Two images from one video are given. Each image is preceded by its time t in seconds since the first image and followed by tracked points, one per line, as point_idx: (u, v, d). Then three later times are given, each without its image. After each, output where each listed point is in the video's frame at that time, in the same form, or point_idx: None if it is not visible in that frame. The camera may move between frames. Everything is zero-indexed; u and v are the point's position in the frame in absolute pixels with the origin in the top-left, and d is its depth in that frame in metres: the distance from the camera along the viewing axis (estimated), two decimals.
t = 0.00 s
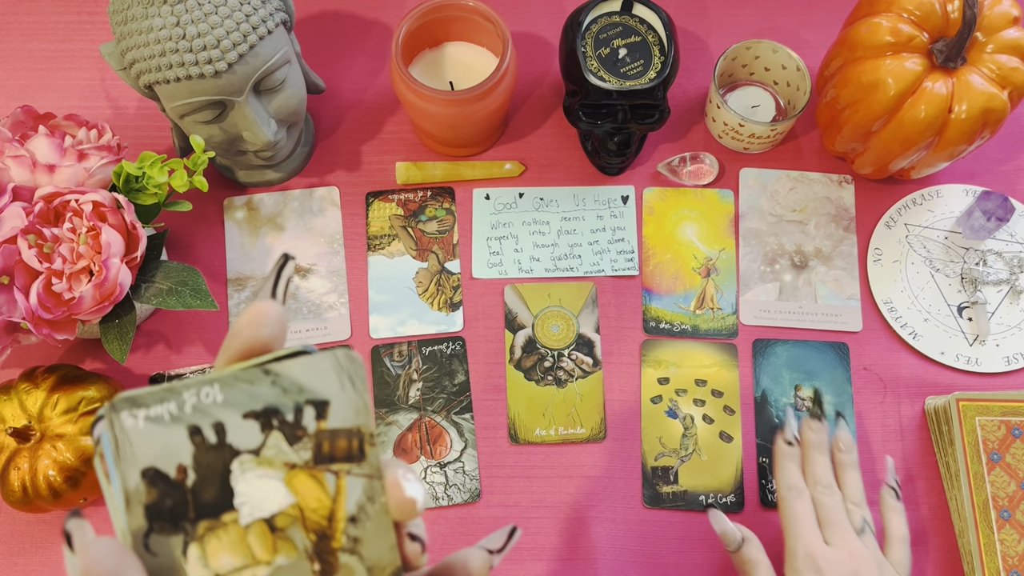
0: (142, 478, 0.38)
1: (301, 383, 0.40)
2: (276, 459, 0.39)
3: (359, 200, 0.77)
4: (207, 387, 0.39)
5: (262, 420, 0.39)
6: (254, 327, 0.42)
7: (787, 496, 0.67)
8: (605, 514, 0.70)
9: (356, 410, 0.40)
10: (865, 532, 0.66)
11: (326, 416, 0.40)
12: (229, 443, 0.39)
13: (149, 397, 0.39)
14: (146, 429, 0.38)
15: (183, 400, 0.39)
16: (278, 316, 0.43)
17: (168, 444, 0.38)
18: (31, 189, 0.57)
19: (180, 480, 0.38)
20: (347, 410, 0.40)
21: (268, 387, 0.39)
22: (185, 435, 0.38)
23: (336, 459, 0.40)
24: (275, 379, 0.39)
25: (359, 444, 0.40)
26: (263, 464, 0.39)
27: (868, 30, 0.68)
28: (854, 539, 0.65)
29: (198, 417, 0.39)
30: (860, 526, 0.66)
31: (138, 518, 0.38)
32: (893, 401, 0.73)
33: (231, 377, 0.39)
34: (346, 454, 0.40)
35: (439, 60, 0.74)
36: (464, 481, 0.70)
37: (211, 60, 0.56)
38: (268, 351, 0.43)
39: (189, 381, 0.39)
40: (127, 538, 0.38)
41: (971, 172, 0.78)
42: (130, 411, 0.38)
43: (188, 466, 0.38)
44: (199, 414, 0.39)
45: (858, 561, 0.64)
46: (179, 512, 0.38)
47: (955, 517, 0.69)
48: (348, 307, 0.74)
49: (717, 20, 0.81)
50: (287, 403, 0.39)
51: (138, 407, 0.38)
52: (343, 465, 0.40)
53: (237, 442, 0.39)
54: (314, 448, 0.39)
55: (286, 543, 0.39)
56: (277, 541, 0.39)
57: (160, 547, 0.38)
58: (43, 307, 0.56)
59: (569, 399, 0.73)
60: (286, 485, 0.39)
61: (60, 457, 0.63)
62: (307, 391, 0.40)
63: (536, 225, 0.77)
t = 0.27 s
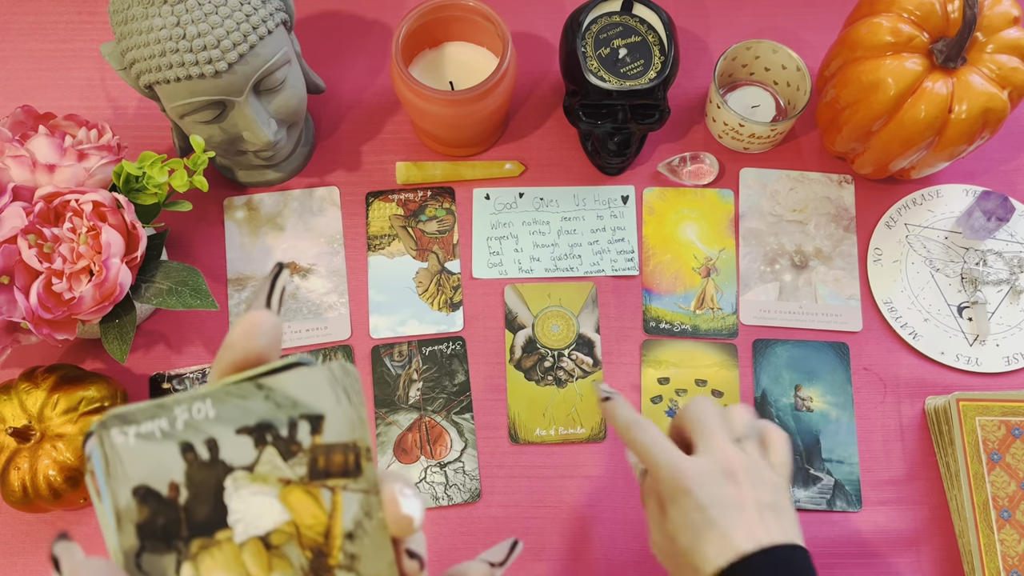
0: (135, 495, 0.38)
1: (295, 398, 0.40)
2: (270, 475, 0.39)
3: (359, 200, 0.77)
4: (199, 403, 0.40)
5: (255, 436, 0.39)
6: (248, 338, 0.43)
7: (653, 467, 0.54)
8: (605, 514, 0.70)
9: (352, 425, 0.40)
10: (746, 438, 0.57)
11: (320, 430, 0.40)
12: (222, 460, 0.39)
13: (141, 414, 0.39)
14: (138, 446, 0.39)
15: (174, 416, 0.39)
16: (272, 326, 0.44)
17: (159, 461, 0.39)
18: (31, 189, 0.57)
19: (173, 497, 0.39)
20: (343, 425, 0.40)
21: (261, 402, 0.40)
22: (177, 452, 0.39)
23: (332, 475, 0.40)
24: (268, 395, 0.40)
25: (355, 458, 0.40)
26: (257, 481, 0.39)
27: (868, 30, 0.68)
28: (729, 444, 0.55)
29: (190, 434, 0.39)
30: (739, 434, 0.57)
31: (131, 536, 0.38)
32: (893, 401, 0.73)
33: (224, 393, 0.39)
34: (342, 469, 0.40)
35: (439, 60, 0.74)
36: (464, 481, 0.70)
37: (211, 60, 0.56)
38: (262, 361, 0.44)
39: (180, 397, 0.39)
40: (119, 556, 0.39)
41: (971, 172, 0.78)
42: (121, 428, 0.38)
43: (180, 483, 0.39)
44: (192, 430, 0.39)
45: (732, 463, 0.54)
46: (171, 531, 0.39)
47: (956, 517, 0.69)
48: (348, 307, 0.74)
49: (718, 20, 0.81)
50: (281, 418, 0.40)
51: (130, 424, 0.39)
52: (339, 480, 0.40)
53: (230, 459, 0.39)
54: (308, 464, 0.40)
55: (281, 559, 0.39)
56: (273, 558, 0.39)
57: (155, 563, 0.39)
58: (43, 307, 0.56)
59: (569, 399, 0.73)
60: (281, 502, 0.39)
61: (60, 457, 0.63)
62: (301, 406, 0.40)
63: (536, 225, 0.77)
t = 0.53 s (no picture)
0: (90, 532, 0.36)
1: (257, 427, 0.37)
2: (232, 505, 0.37)
3: (359, 200, 0.77)
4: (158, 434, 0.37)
5: (216, 466, 0.37)
6: (209, 362, 0.41)
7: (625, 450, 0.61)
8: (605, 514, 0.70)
9: (316, 452, 0.38)
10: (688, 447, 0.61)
11: (284, 458, 0.38)
12: (182, 491, 0.37)
13: (95, 447, 0.36)
14: (94, 481, 0.36)
15: (131, 448, 0.37)
16: (234, 349, 0.42)
17: (117, 496, 0.36)
18: (31, 189, 0.57)
19: (131, 533, 0.36)
20: (306, 452, 0.38)
21: (222, 431, 0.37)
22: (134, 485, 0.36)
23: (296, 503, 0.38)
24: (228, 423, 0.37)
25: (319, 486, 0.38)
26: (219, 512, 0.37)
27: (868, 30, 0.68)
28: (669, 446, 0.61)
29: (149, 466, 0.37)
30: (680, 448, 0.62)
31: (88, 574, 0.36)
32: (893, 401, 0.73)
33: (182, 422, 0.37)
34: (307, 497, 0.38)
35: (439, 60, 0.74)
36: (464, 481, 0.70)
37: (211, 60, 0.56)
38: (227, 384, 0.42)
39: (136, 428, 0.37)
40: None
41: (971, 172, 0.78)
42: (76, 463, 0.36)
43: (138, 517, 0.36)
44: (149, 462, 0.37)
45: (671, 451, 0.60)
46: (129, 568, 0.36)
47: (956, 517, 0.68)
48: (348, 307, 0.74)
49: (718, 20, 0.81)
50: (242, 447, 0.37)
51: (84, 458, 0.36)
52: (304, 509, 0.38)
53: (190, 490, 0.37)
54: (272, 493, 0.37)
55: None
56: None
57: None
58: (43, 307, 0.56)
59: (569, 399, 0.73)
60: (244, 533, 0.37)
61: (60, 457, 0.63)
62: (263, 434, 0.37)
63: (536, 225, 0.77)
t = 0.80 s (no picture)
0: (90, 496, 0.34)
1: (248, 399, 0.37)
2: (224, 472, 0.35)
3: (359, 200, 0.77)
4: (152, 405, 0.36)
5: (207, 435, 0.36)
6: (208, 347, 0.42)
7: (773, 378, 0.51)
8: (605, 514, 0.70)
9: (304, 422, 0.38)
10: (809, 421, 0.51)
11: (272, 428, 0.37)
12: (176, 460, 0.35)
13: (94, 416, 0.35)
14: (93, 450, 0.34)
15: (128, 417, 0.35)
16: (231, 335, 0.43)
17: (111, 463, 0.34)
18: (31, 189, 0.57)
19: (128, 499, 0.34)
20: (295, 421, 0.38)
21: (211, 402, 0.37)
22: (130, 453, 0.35)
23: (284, 471, 0.36)
24: (218, 394, 0.37)
25: (306, 456, 0.37)
26: (211, 479, 0.35)
27: (868, 30, 0.68)
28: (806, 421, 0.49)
29: (144, 434, 0.35)
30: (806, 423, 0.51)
31: (88, 541, 0.33)
32: (893, 402, 0.73)
33: (178, 393, 0.36)
34: (295, 466, 0.37)
35: (439, 60, 0.74)
36: (464, 481, 0.70)
37: (211, 60, 0.56)
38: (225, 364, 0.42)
39: (133, 399, 0.36)
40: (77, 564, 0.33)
41: (970, 172, 0.78)
42: (78, 432, 0.34)
43: (135, 484, 0.34)
44: (145, 431, 0.35)
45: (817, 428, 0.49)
46: (128, 531, 0.34)
47: (955, 517, 0.69)
48: (348, 307, 0.74)
49: (717, 20, 0.81)
50: (231, 418, 0.36)
51: (85, 427, 0.35)
52: (291, 476, 0.36)
53: (183, 458, 0.35)
54: (260, 462, 0.36)
55: (239, 559, 0.34)
56: (231, 556, 0.34)
57: (110, 569, 0.33)
58: (43, 307, 0.57)
59: (569, 399, 0.73)
60: (235, 499, 0.35)
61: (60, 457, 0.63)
62: (250, 406, 0.37)
63: (536, 225, 0.77)
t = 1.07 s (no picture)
0: (349, 424, 0.37)
1: (488, 351, 0.39)
2: (465, 415, 0.36)
3: (359, 200, 0.77)
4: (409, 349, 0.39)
5: (453, 380, 0.37)
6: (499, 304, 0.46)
7: (904, 471, 0.48)
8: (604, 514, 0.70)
9: (536, 379, 0.38)
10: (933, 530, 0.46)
11: (509, 381, 0.38)
12: (423, 399, 0.37)
13: (362, 352, 0.39)
14: (358, 380, 0.38)
15: (390, 356, 0.39)
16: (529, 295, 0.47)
17: (368, 395, 0.37)
18: (31, 189, 0.57)
19: (379, 429, 0.36)
20: (528, 378, 0.38)
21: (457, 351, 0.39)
22: (386, 389, 0.37)
23: (516, 423, 0.37)
24: (466, 345, 0.39)
25: (538, 410, 0.37)
26: (451, 420, 0.36)
27: (868, 30, 0.68)
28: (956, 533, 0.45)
29: (400, 373, 0.38)
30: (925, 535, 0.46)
31: (343, 460, 0.36)
32: (893, 402, 0.73)
33: (429, 341, 0.40)
34: (524, 419, 0.37)
35: (439, 60, 0.74)
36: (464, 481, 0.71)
37: (211, 60, 0.56)
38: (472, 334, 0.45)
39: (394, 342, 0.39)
40: (332, 479, 0.36)
41: (971, 172, 0.78)
42: (346, 364, 0.38)
43: (386, 416, 0.37)
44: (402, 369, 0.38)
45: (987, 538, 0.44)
46: (378, 456, 0.36)
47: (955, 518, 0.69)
48: (348, 307, 0.74)
49: (718, 20, 0.81)
50: (477, 366, 0.38)
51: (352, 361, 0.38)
52: (522, 428, 0.37)
53: (431, 399, 0.37)
54: (496, 408, 0.37)
55: (468, 496, 0.36)
56: (463, 493, 0.36)
57: (355, 489, 0.36)
58: (44, 307, 0.57)
59: (569, 399, 0.73)
60: (472, 441, 0.36)
61: (60, 457, 0.63)
62: (489, 356, 0.39)
63: (537, 225, 0.77)
